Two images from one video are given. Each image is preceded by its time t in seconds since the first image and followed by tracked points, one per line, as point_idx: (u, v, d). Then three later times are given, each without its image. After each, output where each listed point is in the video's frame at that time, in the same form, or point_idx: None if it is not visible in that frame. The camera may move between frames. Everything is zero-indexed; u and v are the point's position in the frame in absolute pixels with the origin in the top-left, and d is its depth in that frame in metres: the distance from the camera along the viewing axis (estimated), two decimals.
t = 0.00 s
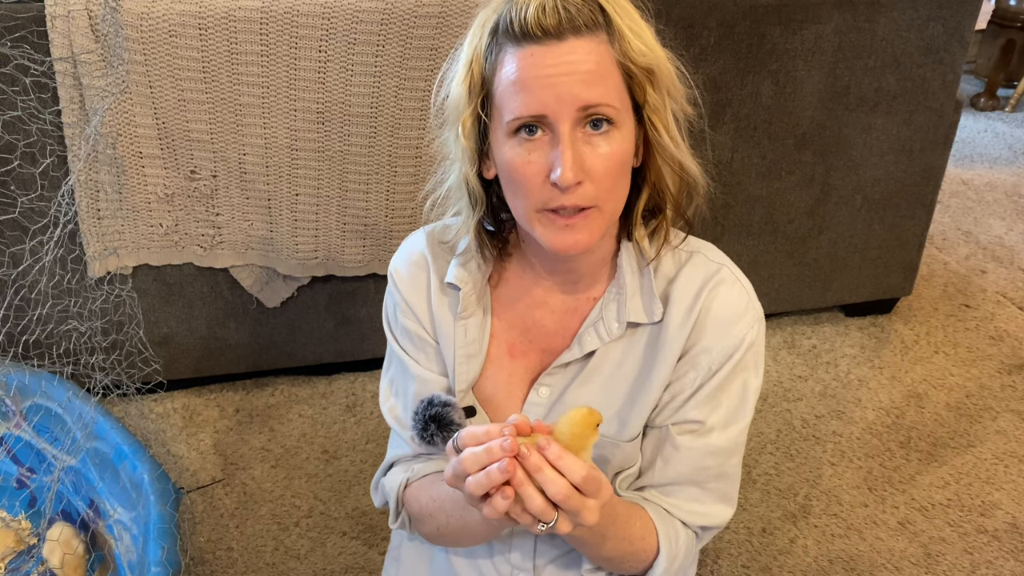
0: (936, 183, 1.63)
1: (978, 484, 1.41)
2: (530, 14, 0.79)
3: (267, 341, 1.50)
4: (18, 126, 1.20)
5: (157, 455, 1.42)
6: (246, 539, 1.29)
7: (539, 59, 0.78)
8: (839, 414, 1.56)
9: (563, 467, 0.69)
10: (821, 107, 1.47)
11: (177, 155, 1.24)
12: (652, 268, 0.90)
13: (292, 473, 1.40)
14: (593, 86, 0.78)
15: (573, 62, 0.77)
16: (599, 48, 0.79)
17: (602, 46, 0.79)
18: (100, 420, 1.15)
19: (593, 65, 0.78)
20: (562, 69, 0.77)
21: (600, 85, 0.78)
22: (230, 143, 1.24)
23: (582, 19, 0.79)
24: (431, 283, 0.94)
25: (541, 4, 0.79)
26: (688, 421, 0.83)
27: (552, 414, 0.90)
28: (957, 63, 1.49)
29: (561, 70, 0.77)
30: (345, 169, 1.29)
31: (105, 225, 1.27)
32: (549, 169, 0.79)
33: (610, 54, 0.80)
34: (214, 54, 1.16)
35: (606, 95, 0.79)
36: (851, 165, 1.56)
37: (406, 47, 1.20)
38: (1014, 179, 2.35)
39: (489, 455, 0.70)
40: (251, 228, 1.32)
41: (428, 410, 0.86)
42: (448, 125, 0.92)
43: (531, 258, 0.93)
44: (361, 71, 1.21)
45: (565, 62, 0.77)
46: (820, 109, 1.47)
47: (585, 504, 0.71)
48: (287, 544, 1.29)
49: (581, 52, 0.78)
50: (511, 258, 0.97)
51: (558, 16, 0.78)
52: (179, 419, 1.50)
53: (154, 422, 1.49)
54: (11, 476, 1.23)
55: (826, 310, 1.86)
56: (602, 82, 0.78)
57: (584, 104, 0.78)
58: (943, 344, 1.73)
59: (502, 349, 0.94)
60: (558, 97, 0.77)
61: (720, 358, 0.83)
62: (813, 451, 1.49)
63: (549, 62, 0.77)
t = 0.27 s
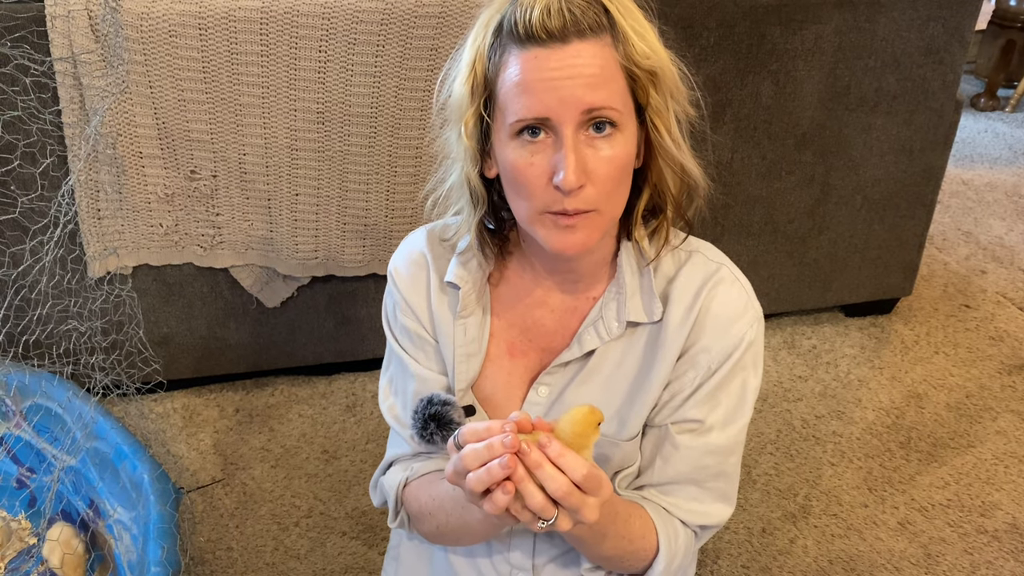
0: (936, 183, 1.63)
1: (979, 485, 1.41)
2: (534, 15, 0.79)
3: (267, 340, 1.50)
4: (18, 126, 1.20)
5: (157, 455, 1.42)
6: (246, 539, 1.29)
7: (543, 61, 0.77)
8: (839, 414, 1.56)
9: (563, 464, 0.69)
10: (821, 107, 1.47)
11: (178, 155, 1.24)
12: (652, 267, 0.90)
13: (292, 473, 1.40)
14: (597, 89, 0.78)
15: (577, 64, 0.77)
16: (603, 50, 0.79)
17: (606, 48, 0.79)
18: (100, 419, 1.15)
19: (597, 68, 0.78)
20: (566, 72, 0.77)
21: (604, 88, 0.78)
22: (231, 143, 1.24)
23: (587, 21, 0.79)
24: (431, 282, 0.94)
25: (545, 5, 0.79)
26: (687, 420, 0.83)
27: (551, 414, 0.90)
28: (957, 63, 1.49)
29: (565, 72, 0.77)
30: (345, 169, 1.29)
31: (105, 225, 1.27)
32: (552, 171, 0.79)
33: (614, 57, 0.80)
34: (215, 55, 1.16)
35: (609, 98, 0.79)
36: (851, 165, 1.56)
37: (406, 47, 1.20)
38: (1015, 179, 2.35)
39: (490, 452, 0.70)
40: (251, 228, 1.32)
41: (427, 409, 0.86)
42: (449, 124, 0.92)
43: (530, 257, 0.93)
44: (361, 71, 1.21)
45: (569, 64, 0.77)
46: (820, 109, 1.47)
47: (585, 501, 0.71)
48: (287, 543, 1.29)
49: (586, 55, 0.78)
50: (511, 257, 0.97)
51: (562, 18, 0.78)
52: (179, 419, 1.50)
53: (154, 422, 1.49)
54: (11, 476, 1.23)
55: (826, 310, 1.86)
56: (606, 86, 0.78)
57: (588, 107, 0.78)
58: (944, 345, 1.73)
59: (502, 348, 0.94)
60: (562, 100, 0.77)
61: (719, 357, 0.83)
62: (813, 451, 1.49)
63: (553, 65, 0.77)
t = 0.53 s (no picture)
0: (936, 183, 1.63)
1: (979, 485, 1.41)
2: (537, 15, 0.79)
3: (266, 340, 1.50)
4: (18, 126, 1.20)
5: (156, 455, 1.42)
6: (246, 539, 1.29)
7: (546, 61, 0.77)
8: (839, 414, 1.56)
9: (564, 458, 0.69)
10: (821, 107, 1.47)
11: (177, 155, 1.24)
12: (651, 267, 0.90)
13: (292, 473, 1.40)
14: (599, 90, 0.78)
15: (580, 64, 0.77)
16: (606, 50, 0.79)
17: (609, 48, 0.79)
18: (100, 419, 1.15)
19: (600, 68, 0.78)
20: (568, 72, 0.77)
21: (606, 88, 0.78)
22: (231, 143, 1.24)
23: (590, 21, 0.79)
24: (430, 282, 0.94)
25: (548, 4, 0.79)
26: (686, 419, 0.83)
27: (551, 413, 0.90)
28: (958, 63, 1.49)
29: (567, 72, 0.77)
30: (345, 169, 1.29)
31: (105, 224, 1.27)
32: (553, 170, 0.79)
33: (617, 57, 0.80)
34: (215, 54, 1.16)
35: (612, 98, 0.79)
36: (851, 165, 1.56)
37: (406, 47, 1.20)
38: (1015, 180, 2.35)
39: (490, 447, 0.70)
40: (251, 228, 1.32)
41: (427, 408, 0.86)
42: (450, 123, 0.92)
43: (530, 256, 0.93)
44: (361, 71, 1.21)
45: (571, 64, 0.77)
46: (820, 109, 1.47)
47: (586, 496, 0.71)
48: (287, 543, 1.29)
49: (588, 55, 0.77)
50: (510, 256, 0.97)
51: (565, 18, 0.78)
52: (178, 419, 1.50)
53: (154, 421, 1.49)
54: (10, 476, 1.23)
55: (826, 310, 1.86)
56: (609, 86, 0.78)
57: (590, 108, 0.78)
58: (944, 345, 1.73)
59: (501, 347, 0.94)
60: (564, 100, 0.77)
61: (719, 356, 0.83)
62: (813, 451, 1.49)
63: (556, 64, 0.77)
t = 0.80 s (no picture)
0: (936, 183, 1.63)
1: (979, 485, 1.41)
2: (539, 16, 0.79)
3: (266, 341, 1.50)
4: (18, 126, 1.20)
5: (156, 455, 1.42)
6: (246, 539, 1.29)
7: (548, 63, 0.77)
8: (839, 414, 1.56)
9: (564, 465, 0.69)
10: (821, 107, 1.47)
11: (177, 155, 1.24)
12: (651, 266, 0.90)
13: (291, 473, 1.40)
14: (601, 92, 0.78)
15: (583, 67, 0.77)
16: (609, 53, 0.79)
17: (611, 50, 0.79)
18: (100, 420, 1.15)
19: (602, 70, 0.78)
20: (571, 74, 0.77)
21: (608, 91, 0.78)
22: (231, 144, 1.24)
23: (592, 23, 0.79)
24: (430, 282, 0.94)
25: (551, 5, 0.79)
26: (686, 418, 0.83)
27: (550, 413, 0.90)
28: (957, 63, 1.49)
29: (570, 75, 0.77)
30: (345, 169, 1.29)
31: (105, 225, 1.27)
32: (553, 172, 0.79)
33: (619, 59, 0.79)
34: (215, 55, 1.16)
35: (614, 101, 0.79)
36: (851, 165, 1.56)
37: (406, 47, 1.20)
38: (1015, 180, 2.35)
39: (489, 454, 0.70)
40: (251, 228, 1.32)
41: (427, 408, 0.86)
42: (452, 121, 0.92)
43: (530, 256, 0.93)
44: (361, 71, 1.21)
45: (574, 67, 0.77)
46: (820, 109, 1.47)
47: (586, 502, 0.71)
48: (287, 543, 1.29)
49: (591, 58, 0.77)
50: (510, 255, 0.97)
51: (567, 19, 0.78)
52: (178, 419, 1.50)
53: (154, 422, 1.49)
54: (10, 476, 1.23)
55: (826, 310, 1.86)
56: (611, 89, 0.78)
57: (592, 111, 0.78)
58: (944, 345, 1.73)
59: (501, 347, 0.94)
60: (565, 102, 0.77)
61: (719, 356, 0.83)
62: (812, 451, 1.49)
63: (558, 66, 0.77)
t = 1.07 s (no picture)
0: (936, 183, 1.63)
1: (979, 485, 1.41)
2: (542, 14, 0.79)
3: (267, 341, 1.50)
4: (19, 127, 1.20)
5: (157, 455, 1.42)
6: (247, 540, 1.29)
7: (550, 61, 0.77)
8: (839, 414, 1.56)
9: (565, 474, 0.69)
10: (821, 107, 1.47)
11: (178, 155, 1.24)
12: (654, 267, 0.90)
13: (292, 473, 1.40)
14: (604, 91, 0.78)
15: (585, 65, 0.77)
16: (611, 52, 0.79)
17: (614, 50, 0.79)
18: (101, 420, 1.15)
19: (604, 70, 0.78)
20: (572, 73, 0.77)
21: (610, 90, 0.78)
22: (232, 144, 1.24)
23: (596, 22, 0.79)
24: (432, 281, 0.94)
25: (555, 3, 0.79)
26: (688, 419, 0.83)
27: (552, 414, 0.90)
28: (958, 63, 1.49)
29: (571, 73, 0.77)
30: (346, 169, 1.29)
31: (106, 225, 1.27)
32: (554, 170, 0.79)
33: (621, 58, 0.79)
34: (216, 55, 1.16)
35: (616, 99, 0.79)
36: (851, 165, 1.56)
37: (407, 47, 1.20)
38: (1015, 180, 2.35)
39: (490, 465, 0.70)
40: (251, 229, 1.32)
41: (429, 408, 0.86)
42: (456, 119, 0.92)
43: (532, 255, 0.93)
44: (361, 71, 1.21)
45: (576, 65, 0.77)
46: (820, 109, 1.47)
47: (588, 511, 0.71)
48: (288, 544, 1.29)
49: (593, 57, 0.77)
50: (512, 255, 0.97)
51: (570, 18, 0.78)
52: (179, 419, 1.50)
53: (155, 422, 1.49)
54: (12, 476, 1.23)
55: (826, 310, 1.86)
56: (613, 88, 0.78)
57: (593, 110, 0.78)
58: (944, 345, 1.73)
59: (503, 347, 0.94)
60: (567, 101, 0.77)
61: (721, 356, 0.83)
62: (813, 451, 1.49)
63: (560, 65, 0.77)
